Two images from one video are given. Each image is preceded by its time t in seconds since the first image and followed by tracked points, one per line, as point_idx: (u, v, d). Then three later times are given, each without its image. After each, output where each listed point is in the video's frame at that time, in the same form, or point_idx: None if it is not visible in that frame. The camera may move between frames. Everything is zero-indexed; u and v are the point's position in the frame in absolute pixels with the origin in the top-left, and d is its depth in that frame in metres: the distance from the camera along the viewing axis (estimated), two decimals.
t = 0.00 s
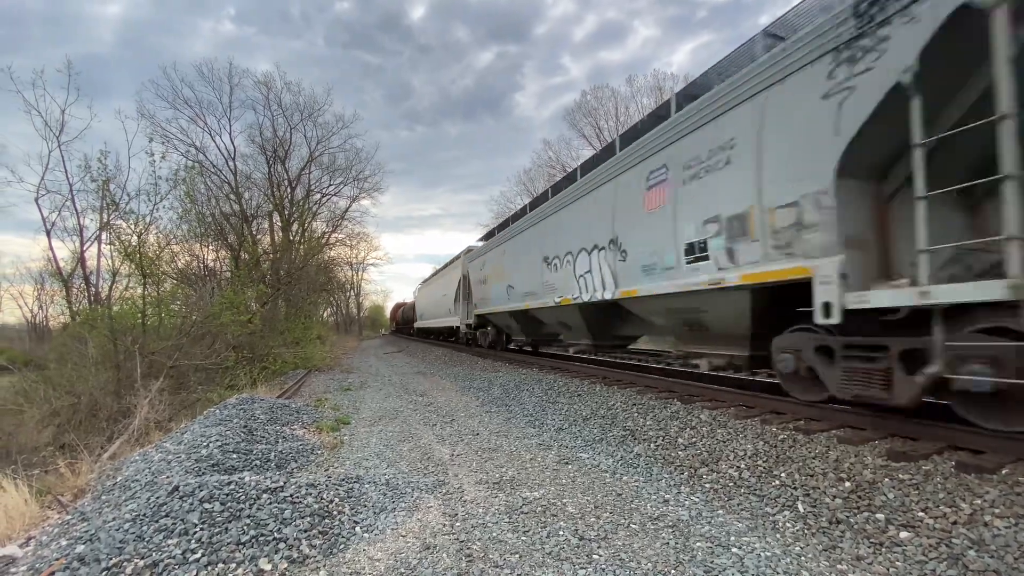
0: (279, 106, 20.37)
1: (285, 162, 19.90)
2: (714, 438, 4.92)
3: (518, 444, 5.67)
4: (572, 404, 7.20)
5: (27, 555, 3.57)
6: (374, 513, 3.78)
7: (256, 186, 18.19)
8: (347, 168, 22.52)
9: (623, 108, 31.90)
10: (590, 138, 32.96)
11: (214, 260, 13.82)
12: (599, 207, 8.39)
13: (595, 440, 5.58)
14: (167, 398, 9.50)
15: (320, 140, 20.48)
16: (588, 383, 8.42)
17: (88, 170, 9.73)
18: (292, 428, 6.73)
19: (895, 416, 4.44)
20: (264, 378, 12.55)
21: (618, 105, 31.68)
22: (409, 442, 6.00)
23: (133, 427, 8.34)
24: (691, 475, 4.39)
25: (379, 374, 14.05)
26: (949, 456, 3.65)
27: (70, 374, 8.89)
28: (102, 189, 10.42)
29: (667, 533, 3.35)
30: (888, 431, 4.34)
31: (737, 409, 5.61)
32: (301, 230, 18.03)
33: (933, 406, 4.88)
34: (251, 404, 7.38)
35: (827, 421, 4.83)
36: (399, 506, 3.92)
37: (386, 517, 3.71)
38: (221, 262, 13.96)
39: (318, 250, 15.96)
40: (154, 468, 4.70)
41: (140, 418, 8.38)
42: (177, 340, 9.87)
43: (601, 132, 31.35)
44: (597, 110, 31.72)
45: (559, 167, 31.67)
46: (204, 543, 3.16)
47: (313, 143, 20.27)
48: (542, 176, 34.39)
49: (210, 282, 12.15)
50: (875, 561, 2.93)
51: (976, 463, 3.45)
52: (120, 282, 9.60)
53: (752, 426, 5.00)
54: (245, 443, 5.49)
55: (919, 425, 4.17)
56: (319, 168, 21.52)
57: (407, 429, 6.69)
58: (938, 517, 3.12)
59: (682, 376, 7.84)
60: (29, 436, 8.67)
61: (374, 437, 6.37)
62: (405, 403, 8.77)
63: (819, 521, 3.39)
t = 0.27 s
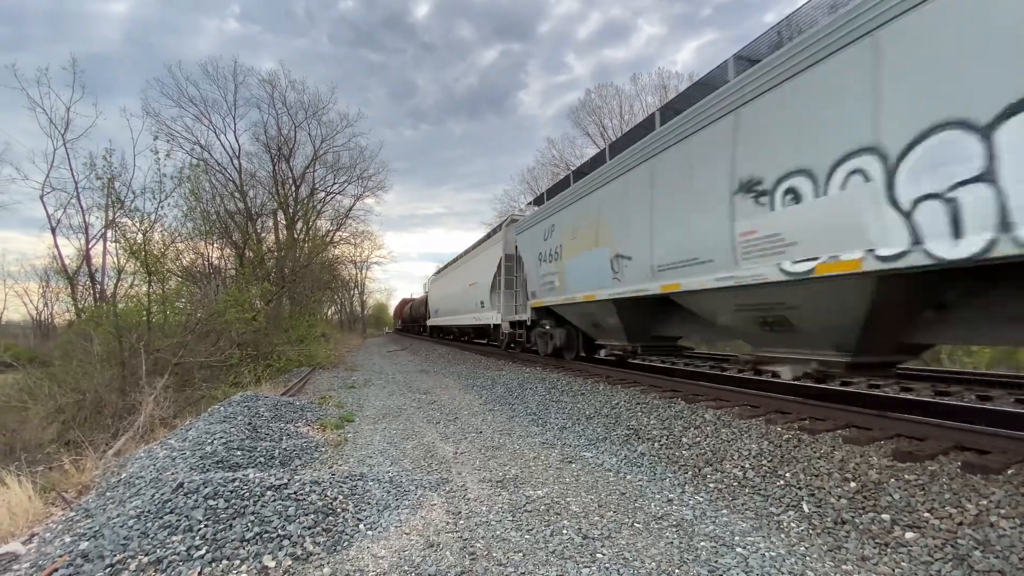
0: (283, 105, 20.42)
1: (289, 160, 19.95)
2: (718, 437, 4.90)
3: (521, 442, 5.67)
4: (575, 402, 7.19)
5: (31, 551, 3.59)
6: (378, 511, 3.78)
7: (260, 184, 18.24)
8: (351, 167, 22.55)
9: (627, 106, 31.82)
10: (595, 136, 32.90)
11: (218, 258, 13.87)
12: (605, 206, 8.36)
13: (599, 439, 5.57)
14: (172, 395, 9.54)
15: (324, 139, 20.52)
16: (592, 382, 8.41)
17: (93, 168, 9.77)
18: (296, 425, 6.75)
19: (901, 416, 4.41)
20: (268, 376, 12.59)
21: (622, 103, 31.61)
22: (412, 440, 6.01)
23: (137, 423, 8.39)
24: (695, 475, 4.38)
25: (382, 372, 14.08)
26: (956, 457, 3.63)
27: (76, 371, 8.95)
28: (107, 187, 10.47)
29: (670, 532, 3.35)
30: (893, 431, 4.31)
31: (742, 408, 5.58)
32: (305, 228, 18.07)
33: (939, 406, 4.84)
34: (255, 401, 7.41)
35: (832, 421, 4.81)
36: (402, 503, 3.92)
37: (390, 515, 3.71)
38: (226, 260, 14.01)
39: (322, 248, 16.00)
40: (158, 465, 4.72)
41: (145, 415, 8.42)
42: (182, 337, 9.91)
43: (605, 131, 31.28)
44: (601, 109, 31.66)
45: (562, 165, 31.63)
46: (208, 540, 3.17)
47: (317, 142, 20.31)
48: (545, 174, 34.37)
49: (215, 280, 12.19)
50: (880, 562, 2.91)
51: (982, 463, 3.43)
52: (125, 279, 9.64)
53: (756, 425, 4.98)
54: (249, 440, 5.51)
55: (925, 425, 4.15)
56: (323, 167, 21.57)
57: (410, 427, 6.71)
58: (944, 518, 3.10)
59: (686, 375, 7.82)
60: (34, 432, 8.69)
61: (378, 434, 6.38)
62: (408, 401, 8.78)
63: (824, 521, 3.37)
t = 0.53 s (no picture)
0: (286, 104, 20.45)
1: (293, 159, 19.98)
2: (722, 437, 4.89)
3: (524, 441, 5.67)
4: (578, 402, 7.18)
5: (36, 548, 3.61)
6: (380, 509, 3.79)
7: (264, 183, 18.28)
8: (354, 165, 22.56)
9: (631, 105, 31.75)
10: (598, 135, 32.84)
11: (223, 257, 13.90)
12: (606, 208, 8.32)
13: (602, 438, 5.57)
14: (176, 393, 9.57)
15: (327, 137, 20.54)
16: (595, 381, 8.40)
17: (98, 167, 9.80)
18: (299, 423, 6.77)
19: (906, 417, 4.39)
20: (271, 374, 12.63)
21: (625, 102, 31.54)
22: (415, 438, 6.02)
23: (142, 421, 8.42)
24: (698, 474, 4.37)
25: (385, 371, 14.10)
26: (961, 457, 3.61)
27: (81, 369, 8.99)
28: (112, 186, 10.50)
29: (673, 532, 3.34)
30: (898, 432, 4.28)
31: (745, 408, 5.57)
32: (308, 227, 18.10)
33: (943, 407, 4.81)
34: (258, 399, 7.43)
35: (836, 421, 4.79)
36: (405, 502, 3.93)
37: (393, 513, 3.72)
38: (230, 259, 14.04)
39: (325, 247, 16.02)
40: (163, 462, 4.74)
41: (149, 413, 8.46)
42: (186, 336, 9.95)
43: (608, 129, 31.20)
44: (605, 107, 31.59)
45: (566, 164, 31.58)
46: (212, 538, 3.19)
47: (321, 140, 20.33)
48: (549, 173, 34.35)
49: (218, 279, 12.22)
50: (884, 562, 2.90)
51: (987, 464, 3.41)
52: (130, 278, 9.68)
53: (759, 425, 4.96)
54: (253, 438, 5.52)
55: (930, 426, 4.13)
56: (326, 165, 21.60)
57: (413, 426, 6.71)
58: (948, 518, 3.09)
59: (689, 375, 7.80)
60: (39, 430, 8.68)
61: (381, 433, 6.39)
62: (411, 400, 8.80)
63: (827, 521, 3.36)
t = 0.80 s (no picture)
0: (289, 104, 20.49)
1: (295, 158, 20.02)
2: (724, 437, 4.88)
3: (526, 440, 5.66)
4: (580, 401, 7.17)
5: (39, 546, 3.61)
6: (383, 508, 3.79)
7: (267, 182, 18.31)
8: (356, 165, 22.59)
9: (633, 104, 31.71)
10: (600, 134, 32.82)
11: (225, 256, 13.93)
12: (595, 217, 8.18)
13: (604, 438, 5.56)
14: (180, 391, 9.60)
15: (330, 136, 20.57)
16: (597, 380, 8.39)
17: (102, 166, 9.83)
18: (302, 422, 6.77)
19: (910, 416, 4.37)
20: (274, 373, 12.65)
21: (627, 101, 31.51)
22: (418, 437, 6.02)
23: (146, 420, 8.44)
24: (701, 474, 4.36)
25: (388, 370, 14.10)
26: (965, 458, 3.59)
27: (84, 367, 9.03)
28: (115, 185, 10.54)
29: (676, 532, 3.33)
30: (902, 432, 4.27)
31: (748, 407, 5.56)
32: (311, 226, 18.13)
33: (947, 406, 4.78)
34: (261, 398, 7.44)
35: (840, 421, 4.77)
36: (407, 501, 3.92)
37: (395, 513, 3.71)
38: (233, 258, 14.07)
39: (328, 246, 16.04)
40: (166, 461, 4.75)
41: (153, 411, 8.48)
42: (189, 334, 9.97)
43: (611, 128, 31.15)
44: (606, 106, 31.57)
45: (568, 163, 31.57)
46: (214, 536, 3.19)
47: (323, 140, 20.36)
48: (551, 172, 34.34)
49: (221, 278, 12.25)
50: (888, 563, 2.89)
51: (991, 464, 3.39)
52: (134, 276, 9.70)
53: (762, 425, 4.95)
54: (255, 437, 5.53)
55: (933, 426, 4.11)
56: (329, 165, 21.64)
57: (415, 425, 6.72)
58: (952, 519, 3.07)
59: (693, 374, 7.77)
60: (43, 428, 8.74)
61: (383, 432, 6.40)
62: (414, 399, 8.80)
63: (831, 522, 3.35)
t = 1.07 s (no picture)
0: (290, 104, 20.51)
1: (297, 158, 20.04)
2: (727, 436, 4.87)
3: (528, 440, 5.66)
4: (582, 400, 7.16)
5: (43, 546, 3.62)
6: (385, 508, 3.78)
7: (269, 183, 18.34)
8: (357, 165, 22.61)
9: (634, 103, 31.65)
10: (601, 133, 32.78)
11: (228, 256, 13.95)
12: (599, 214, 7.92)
13: (606, 437, 5.55)
14: (182, 391, 9.62)
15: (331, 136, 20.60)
16: (599, 379, 8.37)
17: (104, 167, 9.86)
18: (304, 422, 6.77)
19: (915, 415, 4.34)
20: (277, 372, 12.67)
21: (628, 100, 31.46)
22: (420, 437, 6.02)
23: (149, 420, 8.46)
24: (703, 473, 4.34)
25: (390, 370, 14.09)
26: (970, 456, 3.57)
27: (87, 367, 9.05)
28: (118, 185, 10.56)
29: (679, 531, 3.32)
30: (906, 430, 4.24)
31: (750, 406, 5.55)
32: (312, 226, 18.15)
33: (952, 405, 4.75)
34: (264, 398, 7.46)
35: (844, 420, 4.75)
36: (409, 500, 3.92)
37: (397, 512, 3.71)
38: (235, 258, 14.09)
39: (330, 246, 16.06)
40: (168, 460, 4.76)
41: (156, 411, 8.50)
42: (191, 334, 9.99)
43: (612, 127, 31.11)
44: (608, 105, 31.53)
45: (569, 162, 31.54)
46: (217, 536, 3.19)
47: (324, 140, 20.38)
48: (552, 171, 34.32)
49: (223, 278, 12.27)
50: (892, 562, 2.87)
51: (996, 463, 3.38)
52: (136, 276, 9.72)
53: (765, 424, 4.93)
54: (257, 436, 5.54)
55: (936, 426, 4.10)
56: (330, 165, 21.66)
57: (417, 424, 6.71)
58: (957, 518, 3.06)
59: (696, 373, 7.75)
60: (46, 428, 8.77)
61: (385, 432, 6.39)
62: (416, 398, 8.80)
63: (834, 521, 3.34)
